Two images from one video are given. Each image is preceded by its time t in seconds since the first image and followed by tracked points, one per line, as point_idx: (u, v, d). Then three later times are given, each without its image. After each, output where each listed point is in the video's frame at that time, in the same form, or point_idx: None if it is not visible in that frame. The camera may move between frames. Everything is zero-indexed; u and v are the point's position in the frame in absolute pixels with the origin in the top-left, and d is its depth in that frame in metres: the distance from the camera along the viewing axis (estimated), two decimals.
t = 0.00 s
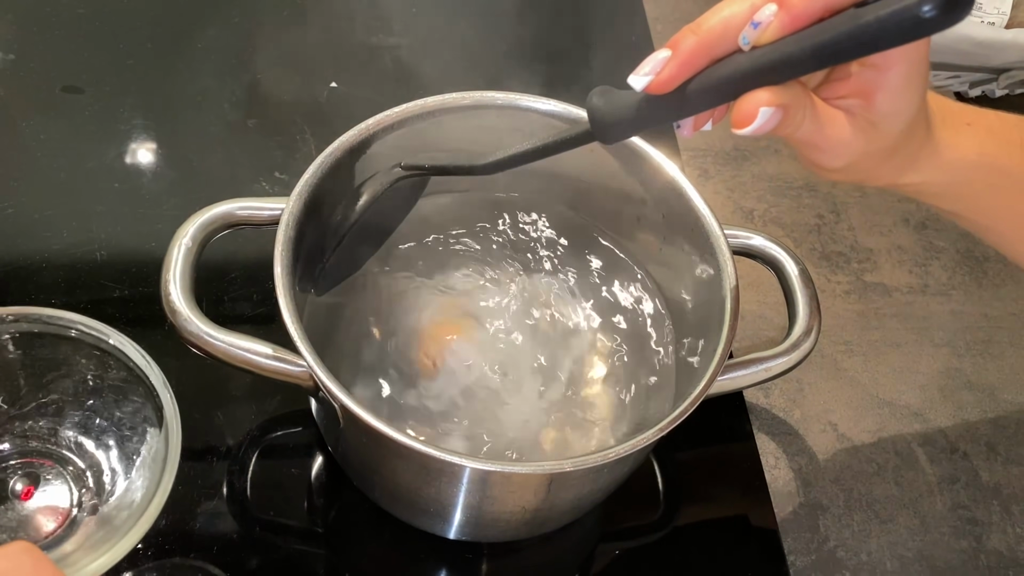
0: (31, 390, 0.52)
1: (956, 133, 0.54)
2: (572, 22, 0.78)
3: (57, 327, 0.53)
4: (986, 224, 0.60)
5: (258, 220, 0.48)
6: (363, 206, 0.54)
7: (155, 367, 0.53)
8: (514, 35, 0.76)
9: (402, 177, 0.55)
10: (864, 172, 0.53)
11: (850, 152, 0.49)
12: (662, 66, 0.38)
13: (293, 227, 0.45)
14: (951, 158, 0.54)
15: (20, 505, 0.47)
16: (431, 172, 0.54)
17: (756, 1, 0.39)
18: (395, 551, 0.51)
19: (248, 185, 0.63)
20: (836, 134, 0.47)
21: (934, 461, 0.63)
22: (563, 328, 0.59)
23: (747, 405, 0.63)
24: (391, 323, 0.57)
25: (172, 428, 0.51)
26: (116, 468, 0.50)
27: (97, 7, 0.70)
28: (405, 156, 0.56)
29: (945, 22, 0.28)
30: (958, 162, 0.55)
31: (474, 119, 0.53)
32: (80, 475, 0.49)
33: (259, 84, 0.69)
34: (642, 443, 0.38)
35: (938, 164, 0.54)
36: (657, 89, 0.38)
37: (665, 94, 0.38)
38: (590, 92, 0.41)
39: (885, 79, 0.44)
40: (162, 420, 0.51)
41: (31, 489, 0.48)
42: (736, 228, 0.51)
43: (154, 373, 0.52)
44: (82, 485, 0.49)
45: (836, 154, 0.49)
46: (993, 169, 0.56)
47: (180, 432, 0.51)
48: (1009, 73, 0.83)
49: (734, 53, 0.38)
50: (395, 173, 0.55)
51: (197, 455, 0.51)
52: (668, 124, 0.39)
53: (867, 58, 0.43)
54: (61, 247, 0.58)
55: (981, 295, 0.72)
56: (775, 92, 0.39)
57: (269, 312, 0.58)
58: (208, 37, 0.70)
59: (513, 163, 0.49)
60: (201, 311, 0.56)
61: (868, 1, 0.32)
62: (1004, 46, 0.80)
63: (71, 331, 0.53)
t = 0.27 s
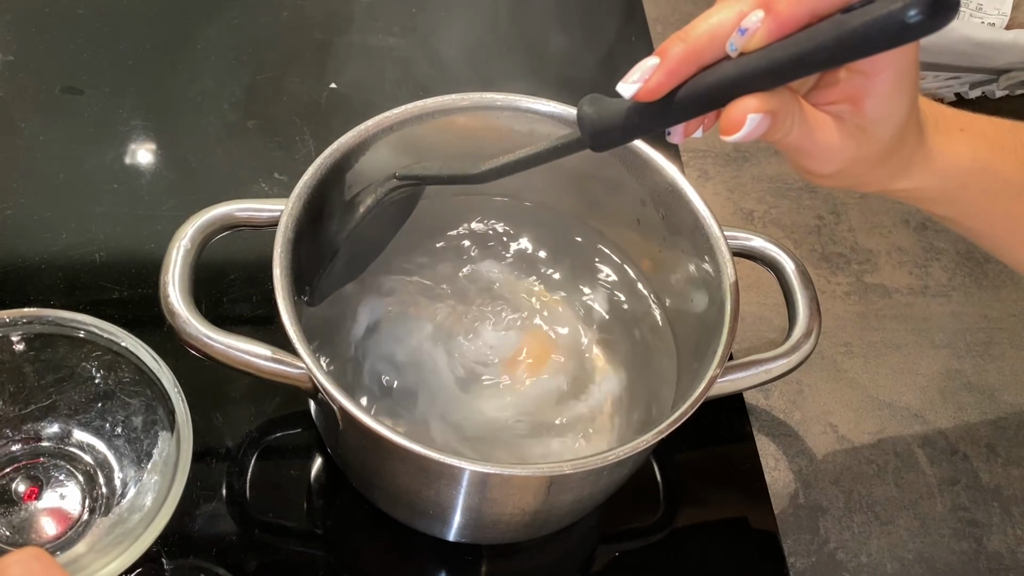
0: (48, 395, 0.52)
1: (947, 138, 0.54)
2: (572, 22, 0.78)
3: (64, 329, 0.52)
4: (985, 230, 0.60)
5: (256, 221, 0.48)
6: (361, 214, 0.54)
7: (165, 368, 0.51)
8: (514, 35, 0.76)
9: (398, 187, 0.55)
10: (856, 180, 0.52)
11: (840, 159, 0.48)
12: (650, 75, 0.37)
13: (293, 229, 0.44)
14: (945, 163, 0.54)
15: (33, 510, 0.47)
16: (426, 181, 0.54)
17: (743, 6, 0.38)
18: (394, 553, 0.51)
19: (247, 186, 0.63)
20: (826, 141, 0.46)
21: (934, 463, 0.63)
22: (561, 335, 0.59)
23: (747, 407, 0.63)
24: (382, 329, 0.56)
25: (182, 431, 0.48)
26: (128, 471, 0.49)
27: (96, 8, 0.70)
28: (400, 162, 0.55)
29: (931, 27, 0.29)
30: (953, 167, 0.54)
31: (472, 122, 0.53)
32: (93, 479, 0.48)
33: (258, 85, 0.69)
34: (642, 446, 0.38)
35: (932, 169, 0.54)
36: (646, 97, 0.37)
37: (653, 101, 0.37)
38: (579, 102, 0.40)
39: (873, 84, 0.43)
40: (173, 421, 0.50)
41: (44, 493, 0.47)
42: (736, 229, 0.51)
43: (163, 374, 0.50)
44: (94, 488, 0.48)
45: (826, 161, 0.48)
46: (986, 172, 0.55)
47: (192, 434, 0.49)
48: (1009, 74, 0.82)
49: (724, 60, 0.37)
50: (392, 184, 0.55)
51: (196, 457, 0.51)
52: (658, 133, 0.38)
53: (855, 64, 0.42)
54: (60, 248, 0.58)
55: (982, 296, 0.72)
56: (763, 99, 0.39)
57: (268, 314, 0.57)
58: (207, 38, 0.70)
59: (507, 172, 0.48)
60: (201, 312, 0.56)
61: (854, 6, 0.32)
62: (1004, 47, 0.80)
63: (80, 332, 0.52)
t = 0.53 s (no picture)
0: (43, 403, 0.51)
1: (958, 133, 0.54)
2: (571, 23, 0.78)
3: (61, 340, 0.52)
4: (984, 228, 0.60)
5: (257, 222, 0.48)
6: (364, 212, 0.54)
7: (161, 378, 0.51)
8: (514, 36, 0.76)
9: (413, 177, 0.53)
10: (865, 175, 0.52)
11: (852, 154, 0.48)
12: (662, 66, 0.38)
13: (293, 229, 0.44)
14: (954, 159, 0.54)
15: (30, 519, 0.47)
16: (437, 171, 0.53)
17: None
18: (394, 553, 0.51)
19: (247, 186, 0.63)
20: (837, 135, 0.47)
21: (934, 463, 0.63)
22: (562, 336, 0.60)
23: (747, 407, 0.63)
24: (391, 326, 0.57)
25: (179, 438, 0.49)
26: (125, 479, 0.49)
27: (96, 8, 0.70)
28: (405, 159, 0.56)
29: (944, 21, 0.29)
30: (961, 164, 0.55)
31: (473, 121, 0.53)
32: (90, 488, 0.48)
33: (258, 85, 0.69)
34: (642, 446, 0.38)
35: (942, 165, 0.54)
36: (657, 89, 0.38)
37: (665, 93, 0.38)
38: (590, 94, 0.40)
39: (886, 79, 0.44)
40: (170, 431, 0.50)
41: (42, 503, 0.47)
42: (737, 230, 0.51)
43: (160, 385, 0.51)
44: (92, 497, 0.48)
45: (837, 155, 0.49)
46: (995, 170, 0.56)
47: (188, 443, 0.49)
48: (1009, 74, 0.82)
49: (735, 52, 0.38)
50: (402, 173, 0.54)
51: (196, 457, 0.51)
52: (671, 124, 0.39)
53: (867, 58, 0.42)
54: (60, 248, 0.58)
55: (982, 296, 0.72)
56: (774, 92, 0.39)
57: (268, 314, 0.57)
58: (207, 38, 0.70)
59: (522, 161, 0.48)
60: (201, 312, 0.56)
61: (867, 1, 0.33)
62: (1004, 47, 0.80)
63: (77, 343, 0.52)
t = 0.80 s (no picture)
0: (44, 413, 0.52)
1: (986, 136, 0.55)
2: (572, 22, 0.78)
3: (59, 350, 0.51)
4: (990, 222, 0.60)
5: (257, 221, 0.48)
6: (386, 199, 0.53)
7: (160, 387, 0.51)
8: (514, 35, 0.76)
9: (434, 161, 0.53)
10: (894, 168, 0.53)
11: (888, 141, 0.49)
12: (704, 45, 0.37)
13: (293, 228, 0.45)
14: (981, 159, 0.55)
15: (32, 527, 0.47)
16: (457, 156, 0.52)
17: None
18: (395, 552, 0.51)
19: (247, 185, 0.63)
20: (881, 123, 0.47)
21: (934, 461, 0.63)
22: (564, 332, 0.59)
23: (747, 406, 0.63)
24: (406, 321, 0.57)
25: (177, 447, 0.48)
26: (126, 486, 0.49)
27: (97, 7, 0.70)
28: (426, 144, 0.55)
29: None
30: (991, 159, 0.55)
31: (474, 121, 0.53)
32: (91, 496, 0.49)
33: (259, 84, 0.69)
34: (641, 444, 0.38)
35: (970, 160, 0.55)
36: (698, 68, 0.37)
37: (706, 72, 0.37)
38: (627, 75, 0.39)
39: (928, 61, 0.45)
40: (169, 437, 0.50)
41: (43, 510, 0.47)
42: (736, 229, 0.51)
43: (158, 392, 0.50)
44: (93, 505, 0.48)
45: (875, 145, 0.49)
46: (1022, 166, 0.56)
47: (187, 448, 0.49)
48: (1008, 73, 0.83)
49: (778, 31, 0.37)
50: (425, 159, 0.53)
51: (196, 456, 0.51)
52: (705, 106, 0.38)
53: (912, 36, 0.44)
54: (61, 248, 0.58)
55: (982, 295, 0.72)
56: (819, 72, 0.38)
57: (268, 313, 0.58)
58: (208, 37, 0.70)
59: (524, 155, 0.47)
60: (202, 311, 0.56)
61: None
62: (1004, 46, 0.80)
63: (76, 353, 0.51)
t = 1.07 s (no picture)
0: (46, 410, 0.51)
1: (977, 137, 0.54)
2: (571, 22, 0.78)
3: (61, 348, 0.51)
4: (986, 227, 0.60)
5: (257, 221, 0.48)
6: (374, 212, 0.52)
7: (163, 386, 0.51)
8: (514, 35, 0.76)
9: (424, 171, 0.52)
10: (884, 170, 0.52)
11: (875, 146, 0.48)
12: (691, 52, 0.37)
13: (293, 227, 0.45)
14: (973, 162, 0.54)
15: (35, 525, 0.47)
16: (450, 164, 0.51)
17: None
18: (395, 551, 0.51)
19: (248, 185, 0.63)
20: (865, 128, 0.46)
21: (934, 461, 0.63)
22: (564, 335, 0.60)
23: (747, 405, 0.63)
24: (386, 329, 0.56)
25: (180, 444, 0.48)
26: (129, 483, 0.49)
27: (97, 8, 0.70)
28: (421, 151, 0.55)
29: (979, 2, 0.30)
30: (979, 164, 0.54)
31: (474, 121, 0.53)
32: (94, 494, 0.49)
33: (259, 84, 0.69)
34: (641, 443, 0.38)
35: (959, 166, 0.54)
36: (685, 75, 0.38)
37: (691, 80, 0.37)
38: (614, 83, 0.39)
39: (912, 69, 0.44)
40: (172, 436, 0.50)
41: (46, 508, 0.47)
42: (736, 228, 0.51)
43: (161, 391, 0.50)
44: (97, 503, 0.48)
45: (862, 148, 0.48)
46: (1011, 172, 0.55)
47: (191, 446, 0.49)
48: (1008, 73, 0.82)
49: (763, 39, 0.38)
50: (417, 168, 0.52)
51: (197, 455, 0.52)
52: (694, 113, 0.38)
53: (893, 45, 0.43)
54: (62, 248, 0.58)
55: (982, 295, 0.72)
56: (804, 78, 0.38)
57: (268, 313, 0.58)
58: (208, 38, 0.70)
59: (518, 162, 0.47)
60: (202, 311, 0.56)
61: None
62: (1004, 46, 0.80)
63: (80, 351, 0.51)
